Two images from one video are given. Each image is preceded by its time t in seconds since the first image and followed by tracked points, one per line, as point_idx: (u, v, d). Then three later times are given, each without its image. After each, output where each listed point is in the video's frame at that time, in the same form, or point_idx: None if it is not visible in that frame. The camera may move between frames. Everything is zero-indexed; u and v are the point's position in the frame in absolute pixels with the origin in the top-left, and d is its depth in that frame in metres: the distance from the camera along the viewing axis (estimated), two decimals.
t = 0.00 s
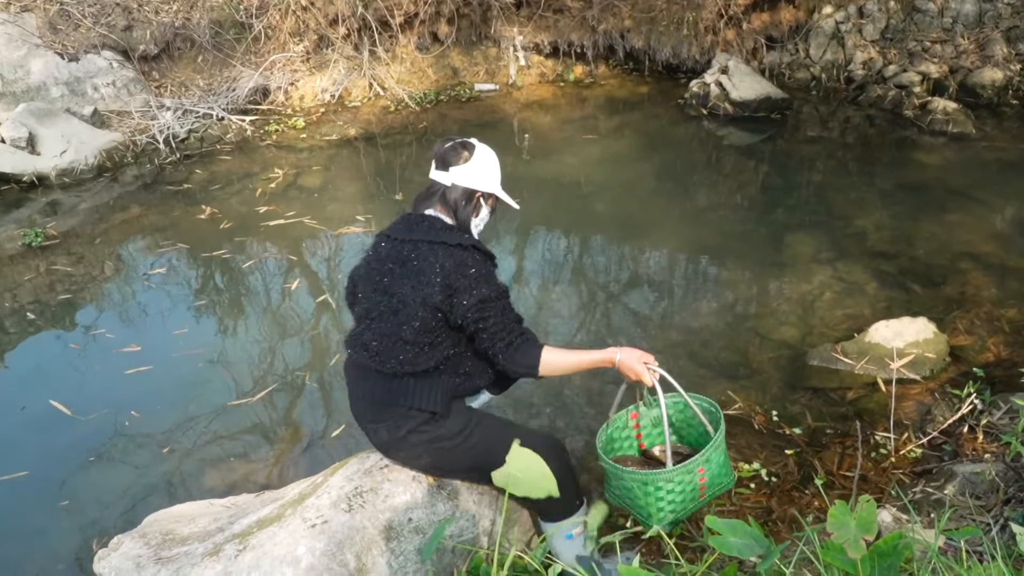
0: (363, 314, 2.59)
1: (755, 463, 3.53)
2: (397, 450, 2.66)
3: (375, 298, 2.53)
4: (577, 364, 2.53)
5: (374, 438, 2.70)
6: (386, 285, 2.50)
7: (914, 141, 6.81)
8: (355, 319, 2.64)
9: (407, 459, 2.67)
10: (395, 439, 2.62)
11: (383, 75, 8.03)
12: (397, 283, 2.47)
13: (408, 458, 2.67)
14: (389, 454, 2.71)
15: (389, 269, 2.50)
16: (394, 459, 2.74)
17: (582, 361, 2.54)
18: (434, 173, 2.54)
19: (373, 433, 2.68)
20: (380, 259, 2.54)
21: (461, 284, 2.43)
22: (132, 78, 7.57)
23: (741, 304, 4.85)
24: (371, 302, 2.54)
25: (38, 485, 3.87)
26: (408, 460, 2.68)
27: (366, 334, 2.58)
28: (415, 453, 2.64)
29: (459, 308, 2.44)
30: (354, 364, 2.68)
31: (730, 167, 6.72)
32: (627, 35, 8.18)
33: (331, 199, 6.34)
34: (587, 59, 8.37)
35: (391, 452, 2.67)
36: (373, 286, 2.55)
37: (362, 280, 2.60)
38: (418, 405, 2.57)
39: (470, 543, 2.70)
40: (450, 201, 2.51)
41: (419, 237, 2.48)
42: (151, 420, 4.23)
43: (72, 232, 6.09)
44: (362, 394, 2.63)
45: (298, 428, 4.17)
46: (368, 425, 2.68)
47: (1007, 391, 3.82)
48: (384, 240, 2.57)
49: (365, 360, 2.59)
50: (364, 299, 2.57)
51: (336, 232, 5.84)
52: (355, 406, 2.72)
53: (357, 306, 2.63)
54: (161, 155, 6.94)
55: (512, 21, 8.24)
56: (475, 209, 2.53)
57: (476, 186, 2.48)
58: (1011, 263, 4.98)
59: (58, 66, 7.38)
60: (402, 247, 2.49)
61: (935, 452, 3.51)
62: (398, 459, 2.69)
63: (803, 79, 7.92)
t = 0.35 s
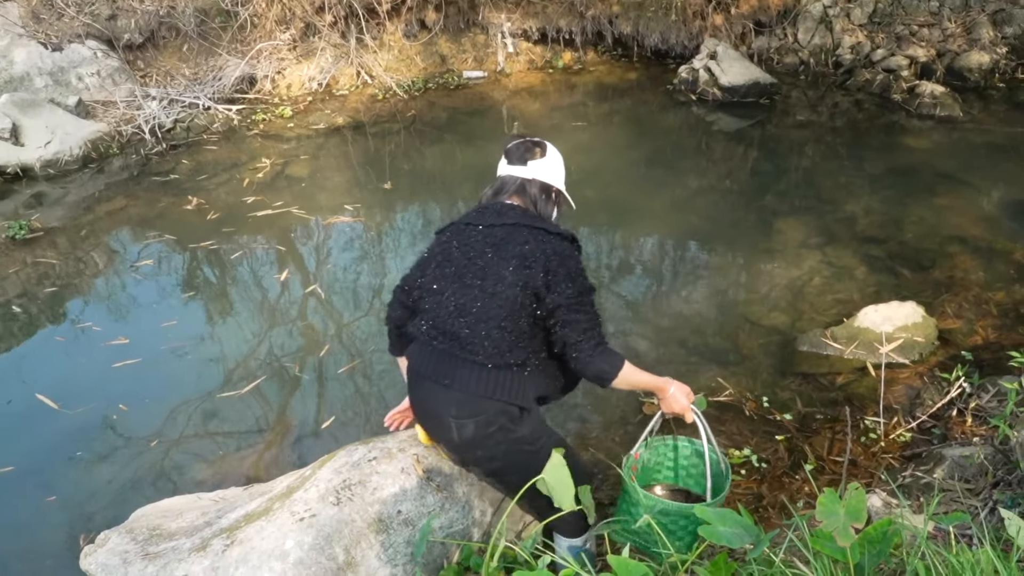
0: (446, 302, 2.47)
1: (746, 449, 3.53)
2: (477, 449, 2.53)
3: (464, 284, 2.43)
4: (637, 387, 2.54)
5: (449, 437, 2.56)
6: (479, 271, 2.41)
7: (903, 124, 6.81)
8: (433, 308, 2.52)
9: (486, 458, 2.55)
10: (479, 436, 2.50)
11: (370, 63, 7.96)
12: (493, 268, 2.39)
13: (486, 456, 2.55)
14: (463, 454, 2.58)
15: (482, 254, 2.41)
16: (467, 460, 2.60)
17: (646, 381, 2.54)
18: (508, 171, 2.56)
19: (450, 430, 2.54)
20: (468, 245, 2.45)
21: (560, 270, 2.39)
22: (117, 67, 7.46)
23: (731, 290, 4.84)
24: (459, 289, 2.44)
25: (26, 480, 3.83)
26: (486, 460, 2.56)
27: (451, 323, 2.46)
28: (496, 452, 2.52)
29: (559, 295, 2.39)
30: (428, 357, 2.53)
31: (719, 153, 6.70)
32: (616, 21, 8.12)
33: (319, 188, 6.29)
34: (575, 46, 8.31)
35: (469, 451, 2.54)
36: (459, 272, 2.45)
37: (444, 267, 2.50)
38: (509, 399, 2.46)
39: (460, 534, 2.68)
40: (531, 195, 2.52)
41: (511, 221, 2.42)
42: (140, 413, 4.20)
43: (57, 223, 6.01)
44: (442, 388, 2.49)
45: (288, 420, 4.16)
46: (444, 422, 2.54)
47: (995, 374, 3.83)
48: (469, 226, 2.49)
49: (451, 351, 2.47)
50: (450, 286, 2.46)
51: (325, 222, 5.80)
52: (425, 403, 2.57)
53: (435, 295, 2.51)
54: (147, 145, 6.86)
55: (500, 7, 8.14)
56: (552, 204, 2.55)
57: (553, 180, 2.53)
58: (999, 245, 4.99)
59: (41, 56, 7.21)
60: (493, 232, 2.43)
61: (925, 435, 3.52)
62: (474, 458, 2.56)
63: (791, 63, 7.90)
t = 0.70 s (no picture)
0: (489, 320, 2.52)
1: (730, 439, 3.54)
2: (542, 454, 2.71)
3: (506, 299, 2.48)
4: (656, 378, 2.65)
5: (511, 447, 2.71)
6: (519, 284, 2.45)
7: (886, 114, 6.83)
8: (476, 327, 2.56)
9: (548, 460, 2.74)
10: (541, 442, 2.66)
11: (353, 52, 7.88)
12: (533, 279, 2.43)
13: (549, 459, 2.74)
14: (525, 459, 2.75)
15: (517, 266, 2.45)
16: (529, 464, 2.78)
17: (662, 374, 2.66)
18: (526, 173, 2.57)
19: (513, 441, 2.68)
20: (500, 258, 2.47)
21: (596, 271, 2.46)
22: (96, 57, 7.32)
23: (715, 280, 4.84)
24: (501, 304, 2.49)
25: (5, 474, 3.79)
26: (549, 461, 2.75)
27: (499, 339, 2.52)
28: (560, 451, 2.73)
29: (599, 295, 2.48)
30: (479, 376, 2.59)
31: (703, 143, 6.69)
32: (599, 10, 8.09)
33: (302, 179, 6.22)
34: (559, 35, 8.26)
35: (534, 457, 2.71)
36: (497, 288, 2.48)
37: (478, 284, 2.52)
38: (566, 404, 2.58)
39: (442, 527, 2.68)
40: (553, 196, 2.55)
41: (539, 227, 2.46)
42: (121, 406, 4.15)
43: (36, 216, 5.91)
44: (500, 404, 2.58)
45: (273, 412, 4.14)
46: (506, 435, 2.66)
47: (977, 362, 3.86)
48: (495, 238, 2.50)
49: (503, 367, 2.54)
50: (491, 303, 2.50)
51: (308, 213, 5.75)
52: (483, 418, 2.66)
53: (475, 313, 2.55)
54: (127, 136, 6.77)
55: None
56: (572, 202, 2.61)
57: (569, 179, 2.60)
58: (981, 234, 5.02)
59: (19, 46, 7.00)
60: (522, 241, 2.45)
61: (907, 424, 3.54)
62: (538, 462, 2.74)
63: (775, 53, 7.90)
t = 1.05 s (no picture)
0: (517, 318, 2.59)
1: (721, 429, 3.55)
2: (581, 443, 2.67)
3: (532, 294, 2.58)
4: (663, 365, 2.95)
5: (549, 441, 2.67)
6: (544, 278, 2.58)
7: (876, 103, 6.83)
8: (504, 327, 2.61)
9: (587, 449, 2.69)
10: (581, 429, 2.64)
11: (342, 42, 7.83)
12: (557, 272, 2.59)
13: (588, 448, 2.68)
14: (564, 454, 2.69)
15: (540, 262, 2.58)
16: (566, 459, 2.71)
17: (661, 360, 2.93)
18: (512, 185, 2.70)
19: (553, 433, 2.65)
20: (521, 257, 2.57)
21: (608, 262, 2.68)
22: (84, 48, 7.25)
23: (706, 270, 4.85)
24: (528, 301, 2.58)
25: None
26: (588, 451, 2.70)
27: (532, 334, 2.59)
28: (596, 437, 2.67)
29: (612, 283, 2.69)
30: (512, 374, 2.62)
31: (694, 133, 6.69)
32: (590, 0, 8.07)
33: (292, 170, 6.19)
34: (549, 25, 8.23)
35: (574, 448, 2.67)
36: (522, 286, 2.58)
37: (501, 285, 2.58)
38: (599, 387, 2.66)
39: (433, 520, 2.67)
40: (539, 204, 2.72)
41: (550, 227, 2.62)
42: (111, 400, 4.13)
43: (24, 208, 5.87)
44: (539, 396, 2.60)
45: (263, 404, 4.13)
46: (545, 428, 2.64)
47: (967, 351, 3.87)
48: (508, 240, 2.59)
49: (538, 360, 2.60)
50: (518, 301, 2.58)
51: (299, 204, 5.72)
52: (516, 417, 2.65)
53: (501, 314, 2.60)
54: (115, 127, 6.71)
55: None
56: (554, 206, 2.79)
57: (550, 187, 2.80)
58: (970, 223, 5.04)
59: (5, 37, 6.95)
60: (537, 241, 2.59)
61: (897, 413, 3.55)
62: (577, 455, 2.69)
63: (765, 42, 7.89)
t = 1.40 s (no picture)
0: (548, 297, 2.58)
1: (730, 430, 3.53)
2: (622, 410, 2.68)
3: (560, 273, 2.58)
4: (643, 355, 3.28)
5: (592, 413, 2.65)
6: (569, 257, 2.58)
7: (886, 102, 6.79)
8: (537, 307, 2.59)
9: (627, 415, 2.70)
10: (621, 395, 2.66)
11: (350, 42, 7.83)
12: (579, 249, 2.60)
13: (626, 414, 2.70)
14: (607, 425, 2.68)
15: (562, 241, 2.59)
16: (609, 430, 2.69)
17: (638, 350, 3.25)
18: (511, 180, 2.69)
19: (594, 404, 2.63)
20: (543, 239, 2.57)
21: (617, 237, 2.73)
22: (93, 47, 7.28)
23: (715, 269, 4.82)
24: (557, 279, 2.57)
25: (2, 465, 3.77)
26: (627, 417, 2.71)
27: (565, 310, 2.59)
28: (632, 402, 2.72)
29: (623, 255, 2.76)
30: (551, 350, 2.61)
31: (703, 132, 6.66)
32: None
33: (300, 169, 6.19)
34: (557, 24, 8.21)
35: (617, 416, 2.67)
36: (548, 266, 2.57)
37: (528, 267, 2.56)
38: (629, 353, 2.70)
39: (441, 519, 2.65)
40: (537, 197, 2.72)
41: (562, 210, 2.64)
42: (120, 398, 4.13)
43: (33, 207, 5.88)
44: (579, 368, 2.60)
45: (271, 402, 4.13)
46: (588, 399, 2.63)
47: (979, 351, 3.84)
48: (526, 226, 2.58)
49: (573, 332, 2.60)
50: (548, 280, 2.57)
51: (307, 203, 5.73)
52: (555, 393, 2.63)
53: (532, 295, 2.57)
54: (125, 126, 6.73)
55: None
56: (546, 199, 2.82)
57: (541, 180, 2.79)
58: (981, 222, 5.00)
59: (15, 37, 6.97)
60: (554, 223, 2.60)
61: (909, 414, 3.52)
62: (619, 423, 2.68)
63: (774, 41, 7.85)
